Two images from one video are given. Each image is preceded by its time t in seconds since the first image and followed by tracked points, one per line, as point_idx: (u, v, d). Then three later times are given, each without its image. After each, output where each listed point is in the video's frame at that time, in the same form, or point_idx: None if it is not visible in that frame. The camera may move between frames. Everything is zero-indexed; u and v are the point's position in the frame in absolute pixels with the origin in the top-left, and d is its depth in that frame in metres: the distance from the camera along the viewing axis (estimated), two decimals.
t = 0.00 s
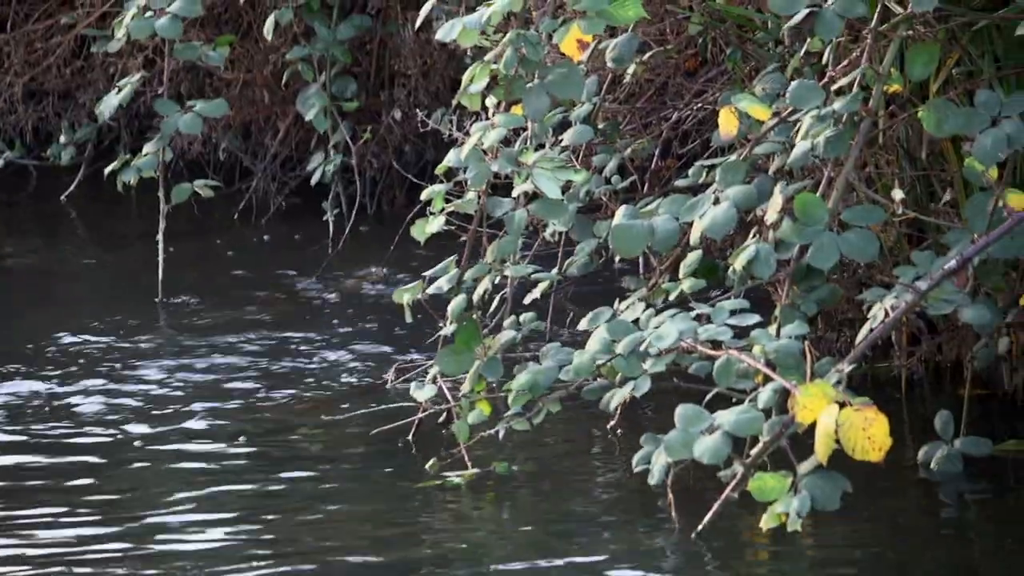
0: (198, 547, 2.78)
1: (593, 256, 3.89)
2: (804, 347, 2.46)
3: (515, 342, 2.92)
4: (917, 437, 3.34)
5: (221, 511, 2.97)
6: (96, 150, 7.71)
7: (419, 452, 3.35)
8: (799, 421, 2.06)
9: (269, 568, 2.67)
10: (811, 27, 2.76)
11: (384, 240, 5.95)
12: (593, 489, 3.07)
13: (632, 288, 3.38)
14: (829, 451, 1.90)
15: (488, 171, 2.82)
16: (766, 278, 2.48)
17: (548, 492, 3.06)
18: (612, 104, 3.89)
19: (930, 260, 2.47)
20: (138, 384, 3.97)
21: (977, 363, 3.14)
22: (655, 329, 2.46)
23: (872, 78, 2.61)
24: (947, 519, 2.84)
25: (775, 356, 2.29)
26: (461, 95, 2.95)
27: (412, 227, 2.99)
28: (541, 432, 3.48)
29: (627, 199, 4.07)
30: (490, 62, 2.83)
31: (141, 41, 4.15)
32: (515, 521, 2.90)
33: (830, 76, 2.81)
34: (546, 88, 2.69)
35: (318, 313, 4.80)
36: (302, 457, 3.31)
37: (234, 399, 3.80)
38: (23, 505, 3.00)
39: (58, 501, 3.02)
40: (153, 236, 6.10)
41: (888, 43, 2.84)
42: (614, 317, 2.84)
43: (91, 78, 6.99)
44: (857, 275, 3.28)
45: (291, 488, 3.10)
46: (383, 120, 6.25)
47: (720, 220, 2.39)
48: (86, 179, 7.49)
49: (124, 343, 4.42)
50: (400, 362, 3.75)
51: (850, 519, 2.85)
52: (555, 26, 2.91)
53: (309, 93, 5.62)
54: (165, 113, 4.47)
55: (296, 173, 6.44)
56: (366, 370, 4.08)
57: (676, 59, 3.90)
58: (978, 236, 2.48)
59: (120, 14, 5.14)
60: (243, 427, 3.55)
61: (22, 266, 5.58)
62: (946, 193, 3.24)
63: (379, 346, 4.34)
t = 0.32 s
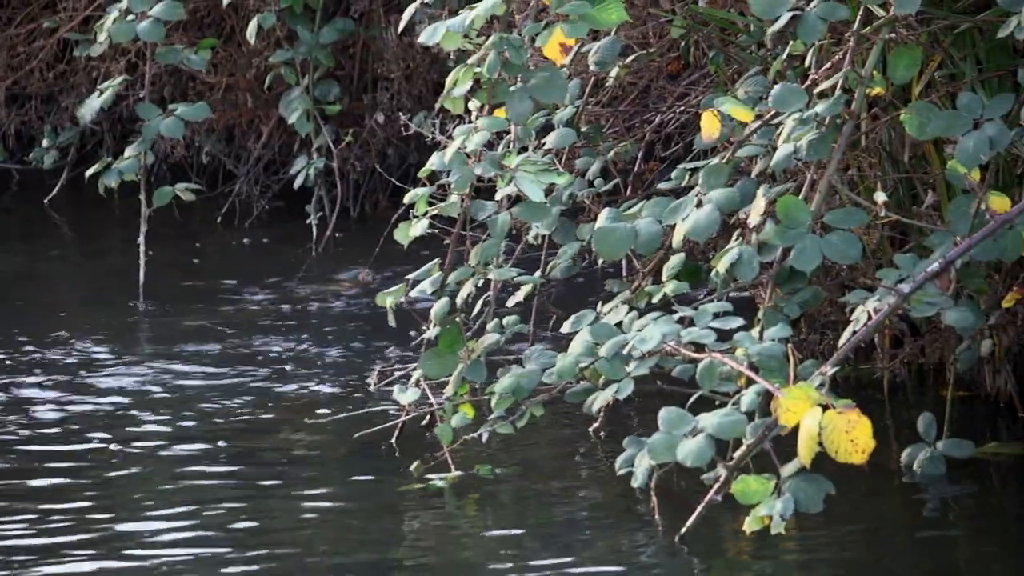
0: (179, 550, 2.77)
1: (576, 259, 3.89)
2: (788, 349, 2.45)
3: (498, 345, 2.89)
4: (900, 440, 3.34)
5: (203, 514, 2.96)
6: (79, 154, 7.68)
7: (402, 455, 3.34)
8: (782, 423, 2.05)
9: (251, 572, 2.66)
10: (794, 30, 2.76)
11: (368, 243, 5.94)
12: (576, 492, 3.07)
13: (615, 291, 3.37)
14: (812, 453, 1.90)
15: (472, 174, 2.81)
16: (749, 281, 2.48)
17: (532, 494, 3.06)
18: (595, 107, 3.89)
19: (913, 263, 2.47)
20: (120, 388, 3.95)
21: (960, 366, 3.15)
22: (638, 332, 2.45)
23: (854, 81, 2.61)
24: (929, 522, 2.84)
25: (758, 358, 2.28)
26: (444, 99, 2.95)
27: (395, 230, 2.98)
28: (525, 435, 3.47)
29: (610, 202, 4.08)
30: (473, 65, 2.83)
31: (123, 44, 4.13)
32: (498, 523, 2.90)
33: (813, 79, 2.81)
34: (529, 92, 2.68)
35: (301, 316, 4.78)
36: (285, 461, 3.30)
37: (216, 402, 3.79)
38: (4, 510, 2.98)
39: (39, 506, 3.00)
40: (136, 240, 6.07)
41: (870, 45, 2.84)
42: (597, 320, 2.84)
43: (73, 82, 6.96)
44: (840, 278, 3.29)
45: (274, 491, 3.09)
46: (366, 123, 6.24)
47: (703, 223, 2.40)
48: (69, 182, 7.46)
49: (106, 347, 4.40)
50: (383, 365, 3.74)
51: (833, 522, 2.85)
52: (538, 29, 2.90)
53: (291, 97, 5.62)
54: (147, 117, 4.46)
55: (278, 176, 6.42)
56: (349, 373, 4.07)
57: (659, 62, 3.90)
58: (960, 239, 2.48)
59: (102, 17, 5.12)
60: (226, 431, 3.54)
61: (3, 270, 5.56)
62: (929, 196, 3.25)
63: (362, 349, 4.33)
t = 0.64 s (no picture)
0: (164, 553, 2.76)
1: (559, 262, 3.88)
2: (771, 352, 2.45)
3: (482, 348, 2.87)
4: (883, 442, 3.35)
5: (186, 518, 2.95)
6: (61, 157, 7.64)
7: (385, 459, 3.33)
8: (765, 426, 2.05)
9: None
10: (777, 32, 2.76)
11: (351, 246, 5.93)
12: (560, 494, 3.07)
13: (599, 294, 3.37)
14: (795, 456, 1.89)
15: (456, 178, 2.80)
16: (732, 284, 2.47)
17: (516, 497, 3.05)
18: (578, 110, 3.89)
19: (896, 265, 2.46)
20: (103, 391, 3.94)
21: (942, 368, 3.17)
22: (622, 335, 2.45)
23: (837, 84, 2.61)
24: (911, 524, 2.84)
25: (741, 362, 2.28)
26: (427, 102, 2.94)
27: (378, 233, 2.97)
28: (508, 438, 3.47)
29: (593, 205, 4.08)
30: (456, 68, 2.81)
31: (104, 47, 4.11)
32: (482, 527, 2.89)
33: (795, 82, 2.82)
34: (513, 95, 2.67)
35: (285, 319, 4.77)
36: (268, 464, 3.29)
37: (201, 406, 3.77)
38: None
39: (22, 511, 2.99)
40: (119, 243, 6.05)
41: (854, 48, 2.85)
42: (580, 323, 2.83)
43: (56, 85, 6.93)
44: (823, 280, 3.29)
45: (257, 495, 3.08)
46: (349, 127, 6.22)
47: (686, 226, 2.39)
48: (52, 186, 7.42)
49: (88, 351, 4.38)
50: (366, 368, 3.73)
51: (816, 524, 2.86)
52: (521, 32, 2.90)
53: (274, 100, 5.60)
54: (129, 120, 4.44)
55: (262, 179, 6.40)
56: (333, 376, 4.06)
57: (642, 65, 3.91)
58: (943, 241, 2.48)
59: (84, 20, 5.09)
60: (209, 435, 3.52)
61: None
62: (912, 199, 3.25)
63: (345, 352, 4.32)
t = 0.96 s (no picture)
0: (147, 558, 2.75)
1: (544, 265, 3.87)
2: (756, 354, 2.44)
3: (467, 351, 2.87)
4: (868, 444, 3.35)
5: (169, 522, 2.94)
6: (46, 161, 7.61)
7: (371, 462, 3.32)
8: (751, 429, 2.05)
9: None
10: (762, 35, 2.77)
11: (335, 249, 5.91)
12: (546, 497, 3.06)
13: (584, 296, 3.36)
14: (781, 458, 1.89)
15: (440, 180, 2.79)
16: (717, 286, 2.47)
17: (502, 500, 3.05)
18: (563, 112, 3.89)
19: (881, 267, 2.45)
20: (87, 395, 3.91)
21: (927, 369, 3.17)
22: (608, 338, 2.44)
23: (822, 86, 2.61)
24: (896, 526, 2.84)
25: (726, 364, 2.27)
26: (412, 105, 2.93)
27: (363, 236, 2.96)
28: (494, 441, 3.46)
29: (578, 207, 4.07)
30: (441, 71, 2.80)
31: (89, 51, 4.09)
32: (466, 530, 2.88)
33: (780, 84, 2.82)
34: (498, 98, 2.67)
35: (270, 322, 4.76)
36: (254, 467, 3.28)
37: (185, 410, 3.76)
38: None
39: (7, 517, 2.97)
40: (103, 246, 6.02)
41: (838, 50, 2.86)
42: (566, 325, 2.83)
43: (40, 89, 6.89)
44: (808, 282, 3.29)
45: (243, 499, 3.07)
46: (334, 129, 6.21)
47: (671, 229, 2.39)
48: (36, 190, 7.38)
49: (73, 355, 4.36)
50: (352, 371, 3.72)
51: (802, 526, 2.86)
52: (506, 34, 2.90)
53: (259, 103, 5.58)
54: (114, 124, 4.42)
55: (246, 182, 6.39)
56: (318, 379, 4.05)
57: (627, 67, 3.91)
58: (928, 243, 2.47)
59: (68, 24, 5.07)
60: (193, 439, 3.50)
61: None
62: (897, 201, 3.26)
63: (331, 355, 4.31)
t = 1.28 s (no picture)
0: (137, 562, 2.74)
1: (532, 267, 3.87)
2: (744, 356, 2.43)
3: (455, 352, 2.85)
4: (856, 445, 3.35)
5: (157, 524, 2.93)
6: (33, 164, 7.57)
7: (359, 464, 3.32)
8: (740, 430, 2.04)
9: None
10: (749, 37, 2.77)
11: (323, 251, 5.90)
12: (535, 499, 3.06)
13: (571, 298, 3.36)
14: (769, 460, 1.89)
15: (428, 182, 2.77)
16: (705, 288, 2.47)
17: (489, 502, 3.04)
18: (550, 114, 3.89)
19: (868, 269, 2.45)
20: (76, 399, 3.90)
21: (915, 371, 3.18)
22: (596, 339, 2.43)
23: (809, 87, 2.60)
24: (885, 527, 2.85)
25: (714, 366, 2.26)
26: (399, 107, 2.92)
27: (350, 238, 2.95)
28: (483, 443, 3.46)
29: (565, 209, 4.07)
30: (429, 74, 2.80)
31: (76, 54, 4.07)
32: (454, 532, 2.87)
33: (767, 86, 2.82)
34: (485, 101, 2.66)
35: (258, 325, 4.74)
36: (242, 470, 3.27)
37: (173, 413, 3.74)
38: None
39: None
40: (90, 249, 6.00)
41: (825, 52, 2.86)
42: (554, 328, 2.82)
43: (27, 92, 6.86)
44: (796, 283, 3.29)
45: (233, 501, 3.06)
46: (321, 131, 6.19)
47: (658, 231, 2.38)
48: (23, 193, 7.35)
49: (59, 358, 4.34)
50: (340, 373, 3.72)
51: (790, 527, 2.86)
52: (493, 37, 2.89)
53: (246, 105, 5.58)
54: (100, 127, 4.40)
55: (234, 185, 6.37)
56: (306, 381, 4.04)
57: (614, 69, 3.90)
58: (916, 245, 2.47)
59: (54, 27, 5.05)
60: (179, 442, 3.49)
61: None
62: (884, 202, 3.26)
63: (319, 357, 4.30)
